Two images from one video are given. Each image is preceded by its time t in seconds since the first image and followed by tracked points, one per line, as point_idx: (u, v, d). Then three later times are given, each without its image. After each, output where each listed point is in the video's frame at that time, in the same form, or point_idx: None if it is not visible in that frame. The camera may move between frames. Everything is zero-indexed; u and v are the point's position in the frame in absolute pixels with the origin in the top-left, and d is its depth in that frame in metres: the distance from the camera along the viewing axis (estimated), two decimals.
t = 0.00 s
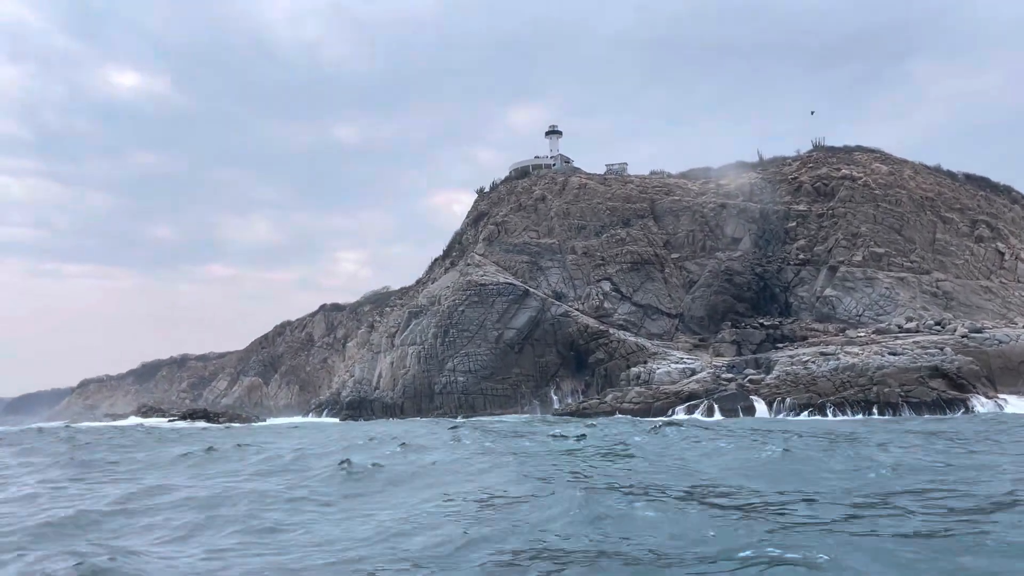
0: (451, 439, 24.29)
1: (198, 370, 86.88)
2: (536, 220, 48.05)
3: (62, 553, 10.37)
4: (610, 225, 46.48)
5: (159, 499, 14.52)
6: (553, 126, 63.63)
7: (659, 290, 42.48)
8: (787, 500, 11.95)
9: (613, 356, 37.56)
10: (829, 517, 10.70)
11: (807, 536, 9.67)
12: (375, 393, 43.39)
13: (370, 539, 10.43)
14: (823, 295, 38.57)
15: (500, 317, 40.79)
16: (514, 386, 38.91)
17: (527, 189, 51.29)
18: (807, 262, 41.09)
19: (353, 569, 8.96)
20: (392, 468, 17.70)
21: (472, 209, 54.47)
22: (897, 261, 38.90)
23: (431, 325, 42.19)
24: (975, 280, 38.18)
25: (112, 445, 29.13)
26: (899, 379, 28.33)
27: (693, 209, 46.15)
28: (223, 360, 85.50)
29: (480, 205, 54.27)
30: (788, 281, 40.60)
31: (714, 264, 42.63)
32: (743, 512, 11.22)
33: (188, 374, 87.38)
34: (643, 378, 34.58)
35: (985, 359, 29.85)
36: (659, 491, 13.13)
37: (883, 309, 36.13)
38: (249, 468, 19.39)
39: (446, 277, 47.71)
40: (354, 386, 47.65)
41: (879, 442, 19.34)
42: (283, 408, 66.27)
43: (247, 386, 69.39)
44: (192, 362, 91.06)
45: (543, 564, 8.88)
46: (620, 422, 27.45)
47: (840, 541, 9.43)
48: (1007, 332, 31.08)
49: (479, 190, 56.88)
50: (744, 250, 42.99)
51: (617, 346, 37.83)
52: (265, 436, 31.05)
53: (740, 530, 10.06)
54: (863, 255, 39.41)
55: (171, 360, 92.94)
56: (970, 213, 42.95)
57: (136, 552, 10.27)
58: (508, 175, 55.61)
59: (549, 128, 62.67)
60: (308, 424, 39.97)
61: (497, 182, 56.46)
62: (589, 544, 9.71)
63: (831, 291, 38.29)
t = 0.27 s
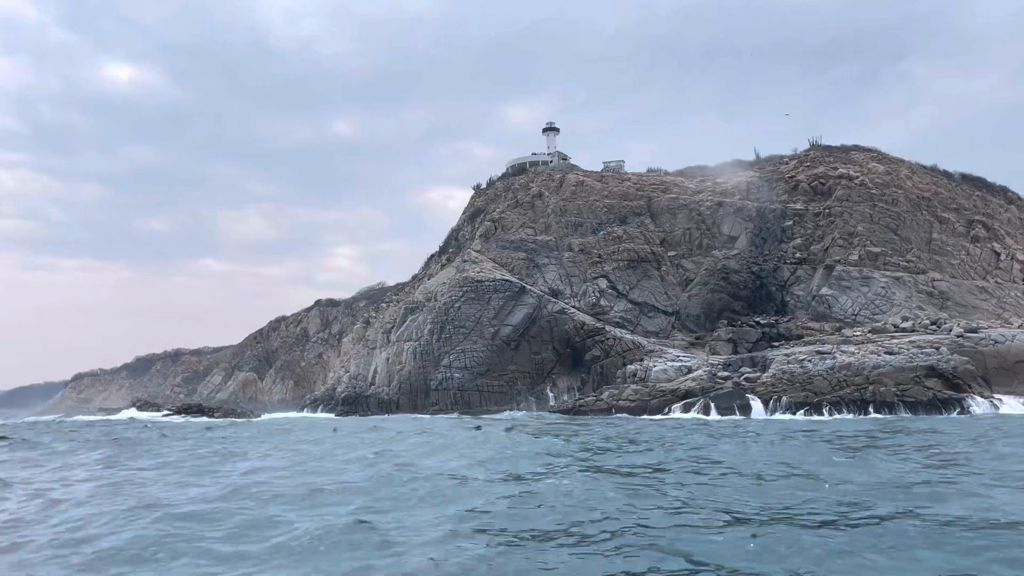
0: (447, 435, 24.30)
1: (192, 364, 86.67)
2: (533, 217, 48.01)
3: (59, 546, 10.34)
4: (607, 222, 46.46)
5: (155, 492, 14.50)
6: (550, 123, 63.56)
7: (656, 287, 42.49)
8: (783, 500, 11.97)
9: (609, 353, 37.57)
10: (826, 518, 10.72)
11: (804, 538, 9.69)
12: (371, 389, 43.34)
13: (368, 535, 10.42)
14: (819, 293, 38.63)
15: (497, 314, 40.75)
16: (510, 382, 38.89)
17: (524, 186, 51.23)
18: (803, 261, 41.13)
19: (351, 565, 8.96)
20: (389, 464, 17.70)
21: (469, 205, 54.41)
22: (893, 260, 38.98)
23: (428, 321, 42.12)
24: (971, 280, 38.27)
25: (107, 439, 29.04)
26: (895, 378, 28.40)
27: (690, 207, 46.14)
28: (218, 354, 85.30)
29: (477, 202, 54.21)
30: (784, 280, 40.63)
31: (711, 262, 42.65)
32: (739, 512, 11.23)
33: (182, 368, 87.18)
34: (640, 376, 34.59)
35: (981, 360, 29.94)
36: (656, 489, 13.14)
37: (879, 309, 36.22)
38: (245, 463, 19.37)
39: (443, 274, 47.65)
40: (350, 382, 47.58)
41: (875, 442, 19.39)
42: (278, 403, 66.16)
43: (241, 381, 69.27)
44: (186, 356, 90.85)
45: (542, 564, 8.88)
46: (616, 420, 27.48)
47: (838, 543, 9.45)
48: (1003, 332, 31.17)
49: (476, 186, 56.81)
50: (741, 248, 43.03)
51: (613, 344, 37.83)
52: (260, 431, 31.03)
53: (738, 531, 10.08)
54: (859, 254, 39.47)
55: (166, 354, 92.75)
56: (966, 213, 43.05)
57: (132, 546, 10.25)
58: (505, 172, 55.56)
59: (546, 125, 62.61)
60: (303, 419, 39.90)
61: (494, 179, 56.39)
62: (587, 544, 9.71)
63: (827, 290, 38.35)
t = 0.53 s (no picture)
0: (442, 434, 24.28)
1: (186, 360, 86.44)
2: (529, 215, 48.02)
3: (52, 543, 10.27)
4: (603, 222, 46.49)
5: (150, 489, 14.43)
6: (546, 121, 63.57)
7: (651, 287, 42.54)
8: (780, 502, 11.97)
9: (605, 352, 37.62)
10: (823, 521, 10.72)
11: (792, 539, 9.77)
12: (366, 386, 43.31)
13: (364, 534, 10.38)
14: (814, 294, 38.73)
15: (492, 312, 40.75)
16: (505, 381, 38.91)
17: (520, 184, 51.23)
18: (798, 261, 41.22)
19: (347, 565, 8.91)
20: (384, 462, 17.67)
21: (465, 203, 54.39)
22: (888, 261, 39.12)
23: (423, 319, 42.09)
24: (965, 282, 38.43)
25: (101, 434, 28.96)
26: (890, 380, 28.49)
27: (686, 207, 46.19)
28: (212, 350, 85.10)
29: (473, 200, 54.19)
30: (779, 280, 40.72)
31: (706, 262, 42.72)
32: (735, 514, 11.22)
33: (176, 364, 86.96)
34: (635, 375, 34.63)
35: (974, 362, 30.07)
36: (652, 490, 13.13)
37: (874, 310, 36.36)
38: (240, 460, 19.32)
39: (438, 272, 47.63)
40: (344, 379, 47.54)
41: (870, 444, 19.43)
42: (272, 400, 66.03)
43: (235, 377, 69.27)
44: (180, 352, 90.63)
45: (538, 565, 8.86)
46: (611, 419, 27.50)
47: (835, 546, 9.45)
48: (997, 334, 31.30)
49: (472, 184, 56.82)
50: (736, 248, 43.11)
51: (609, 343, 37.88)
52: (255, 428, 30.98)
53: (735, 533, 10.08)
54: (854, 255, 39.59)
55: (160, 349, 92.53)
56: (961, 216, 43.24)
57: (126, 543, 10.19)
58: (501, 170, 55.56)
59: (543, 124, 62.64)
60: (298, 416, 39.87)
61: (491, 177, 56.37)
62: (584, 545, 9.69)
63: (822, 290, 38.47)
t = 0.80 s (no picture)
0: (438, 433, 24.24)
1: (180, 358, 86.23)
2: (526, 215, 48.02)
3: (47, 541, 10.18)
4: (599, 222, 46.53)
5: (146, 487, 14.35)
6: (543, 121, 63.56)
7: (647, 288, 42.58)
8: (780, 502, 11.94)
9: (601, 353, 37.65)
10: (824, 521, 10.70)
11: (784, 529, 9.83)
12: (361, 385, 43.27)
13: (363, 533, 10.32)
14: (809, 296, 38.83)
15: (488, 311, 40.74)
16: (501, 380, 38.92)
17: (517, 184, 51.23)
18: (794, 263, 41.32)
19: (347, 564, 8.85)
20: (381, 461, 17.62)
21: (461, 203, 54.37)
22: (884, 264, 39.24)
23: (419, 318, 42.07)
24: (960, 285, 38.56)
25: (95, 432, 28.89)
26: (885, 382, 28.58)
27: (682, 208, 46.23)
28: (206, 348, 84.89)
29: (469, 199, 54.17)
30: (775, 282, 40.81)
31: (702, 263, 42.79)
32: (731, 509, 11.24)
33: (169, 362, 86.74)
34: (631, 376, 34.67)
35: (969, 364, 30.17)
36: (651, 490, 13.09)
37: (869, 312, 36.48)
38: (236, 458, 19.25)
39: (434, 271, 47.61)
40: (339, 378, 47.51)
41: (867, 444, 19.46)
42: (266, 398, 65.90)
43: (230, 375, 69.18)
44: (173, 349, 90.41)
45: (540, 564, 8.81)
46: (607, 419, 27.50)
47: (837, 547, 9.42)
48: (991, 337, 31.40)
49: (468, 184, 56.81)
50: (732, 250, 43.19)
51: (604, 343, 37.90)
52: (250, 426, 30.90)
53: (736, 533, 10.04)
54: (850, 257, 39.70)
55: (154, 347, 92.29)
56: (956, 219, 43.39)
57: (122, 540, 10.20)
58: (498, 170, 55.57)
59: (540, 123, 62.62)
60: (292, 415, 39.84)
61: (487, 176, 56.36)
62: (585, 545, 9.65)
63: (818, 292, 38.56)
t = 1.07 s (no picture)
0: (434, 433, 24.06)
1: (172, 357, 85.79)
2: (522, 216, 47.93)
3: (37, 535, 9.92)
4: (596, 223, 46.47)
5: (139, 486, 14.10)
6: (540, 123, 63.49)
7: (643, 289, 42.51)
8: (780, 503, 11.82)
9: (596, 354, 37.56)
10: (831, 522, 10.55)
11: (779, 531, 9.76)
12: (355, 385, 43.07)
13: (363, 527, 10.11)
14: (805, 299, 38.82)
15: (484, 312, 40.63)
16: (496, 381, 38.78)
17: (513, 185, 51.15)
18: (790, 266, 41.33)
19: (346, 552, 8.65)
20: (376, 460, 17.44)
21: (457, 203, 54.24)
22: (879, 267, 39.28)
23: (414, 318, 41.92)
24: (955, 289, 38.61)
25: (86, 430, 28.67)
26: (880, 385, 28.56)
27: (678, 210, 46.20)
28: (198, 348, 84.50)
29: (465, 200, 54.07)
30: (771, 285, 40.79)
31: (698, 265, 42.76)
32: (726, 511, 11.16)
33: (162, 361, 86.30)
34: (626, 377, 34.59)
35: (964, 368, 30.16)
36: (646, 490, 13.01)
37: (864, 315, 36.50)
38: (229, 457, 19.04)
39: (429, 271, 47.47)
40: (333, 378, 47.31)
41: (866, 447, 19.36)
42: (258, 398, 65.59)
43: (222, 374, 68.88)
44: (166, 348, 89.97)
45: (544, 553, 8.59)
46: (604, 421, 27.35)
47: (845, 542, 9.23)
48: (986, 341, 31.43)
49: (465, 184, 56.69)
50: (728, 252, 43.18)
51: (600, 344, 37.81)
52: (244, 425, 30.66)
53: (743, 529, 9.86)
54: (846, 260, 39.74)
55: (146, 346, 91.81)
56: (951, 223, 43.46)
57: (110, 533, 10.07)
58: (494, 171, 55.49)
59: (536, 125, 62.54)
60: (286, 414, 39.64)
61: (483, 176, 56.25)
62: (589, 537, 9.44)
63: (813, 295, 38.57)
